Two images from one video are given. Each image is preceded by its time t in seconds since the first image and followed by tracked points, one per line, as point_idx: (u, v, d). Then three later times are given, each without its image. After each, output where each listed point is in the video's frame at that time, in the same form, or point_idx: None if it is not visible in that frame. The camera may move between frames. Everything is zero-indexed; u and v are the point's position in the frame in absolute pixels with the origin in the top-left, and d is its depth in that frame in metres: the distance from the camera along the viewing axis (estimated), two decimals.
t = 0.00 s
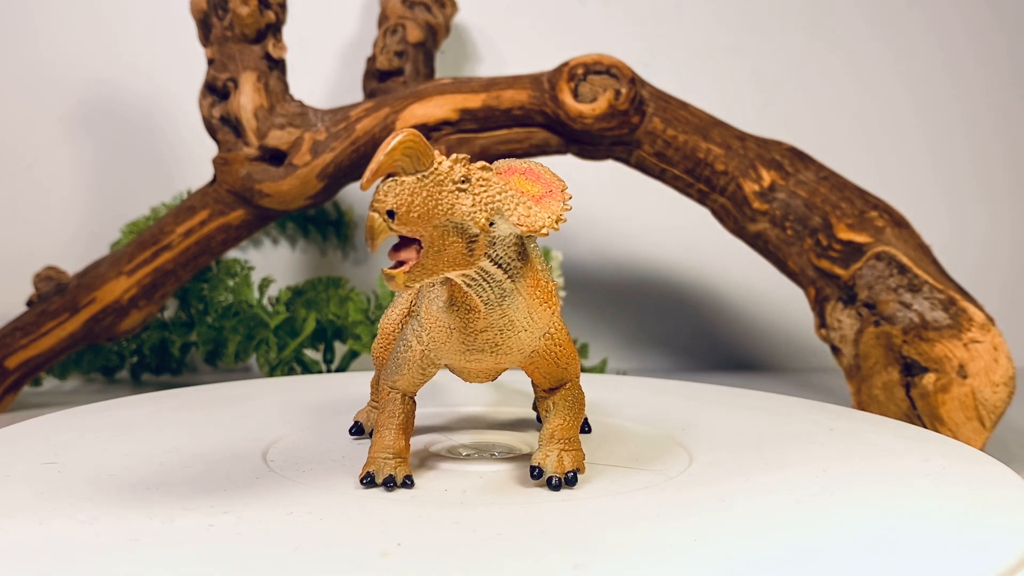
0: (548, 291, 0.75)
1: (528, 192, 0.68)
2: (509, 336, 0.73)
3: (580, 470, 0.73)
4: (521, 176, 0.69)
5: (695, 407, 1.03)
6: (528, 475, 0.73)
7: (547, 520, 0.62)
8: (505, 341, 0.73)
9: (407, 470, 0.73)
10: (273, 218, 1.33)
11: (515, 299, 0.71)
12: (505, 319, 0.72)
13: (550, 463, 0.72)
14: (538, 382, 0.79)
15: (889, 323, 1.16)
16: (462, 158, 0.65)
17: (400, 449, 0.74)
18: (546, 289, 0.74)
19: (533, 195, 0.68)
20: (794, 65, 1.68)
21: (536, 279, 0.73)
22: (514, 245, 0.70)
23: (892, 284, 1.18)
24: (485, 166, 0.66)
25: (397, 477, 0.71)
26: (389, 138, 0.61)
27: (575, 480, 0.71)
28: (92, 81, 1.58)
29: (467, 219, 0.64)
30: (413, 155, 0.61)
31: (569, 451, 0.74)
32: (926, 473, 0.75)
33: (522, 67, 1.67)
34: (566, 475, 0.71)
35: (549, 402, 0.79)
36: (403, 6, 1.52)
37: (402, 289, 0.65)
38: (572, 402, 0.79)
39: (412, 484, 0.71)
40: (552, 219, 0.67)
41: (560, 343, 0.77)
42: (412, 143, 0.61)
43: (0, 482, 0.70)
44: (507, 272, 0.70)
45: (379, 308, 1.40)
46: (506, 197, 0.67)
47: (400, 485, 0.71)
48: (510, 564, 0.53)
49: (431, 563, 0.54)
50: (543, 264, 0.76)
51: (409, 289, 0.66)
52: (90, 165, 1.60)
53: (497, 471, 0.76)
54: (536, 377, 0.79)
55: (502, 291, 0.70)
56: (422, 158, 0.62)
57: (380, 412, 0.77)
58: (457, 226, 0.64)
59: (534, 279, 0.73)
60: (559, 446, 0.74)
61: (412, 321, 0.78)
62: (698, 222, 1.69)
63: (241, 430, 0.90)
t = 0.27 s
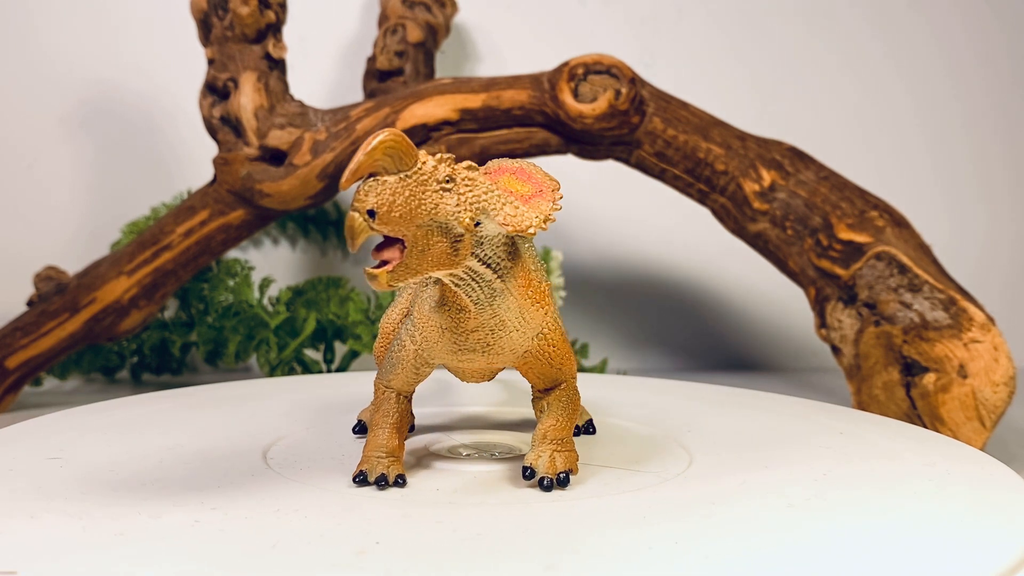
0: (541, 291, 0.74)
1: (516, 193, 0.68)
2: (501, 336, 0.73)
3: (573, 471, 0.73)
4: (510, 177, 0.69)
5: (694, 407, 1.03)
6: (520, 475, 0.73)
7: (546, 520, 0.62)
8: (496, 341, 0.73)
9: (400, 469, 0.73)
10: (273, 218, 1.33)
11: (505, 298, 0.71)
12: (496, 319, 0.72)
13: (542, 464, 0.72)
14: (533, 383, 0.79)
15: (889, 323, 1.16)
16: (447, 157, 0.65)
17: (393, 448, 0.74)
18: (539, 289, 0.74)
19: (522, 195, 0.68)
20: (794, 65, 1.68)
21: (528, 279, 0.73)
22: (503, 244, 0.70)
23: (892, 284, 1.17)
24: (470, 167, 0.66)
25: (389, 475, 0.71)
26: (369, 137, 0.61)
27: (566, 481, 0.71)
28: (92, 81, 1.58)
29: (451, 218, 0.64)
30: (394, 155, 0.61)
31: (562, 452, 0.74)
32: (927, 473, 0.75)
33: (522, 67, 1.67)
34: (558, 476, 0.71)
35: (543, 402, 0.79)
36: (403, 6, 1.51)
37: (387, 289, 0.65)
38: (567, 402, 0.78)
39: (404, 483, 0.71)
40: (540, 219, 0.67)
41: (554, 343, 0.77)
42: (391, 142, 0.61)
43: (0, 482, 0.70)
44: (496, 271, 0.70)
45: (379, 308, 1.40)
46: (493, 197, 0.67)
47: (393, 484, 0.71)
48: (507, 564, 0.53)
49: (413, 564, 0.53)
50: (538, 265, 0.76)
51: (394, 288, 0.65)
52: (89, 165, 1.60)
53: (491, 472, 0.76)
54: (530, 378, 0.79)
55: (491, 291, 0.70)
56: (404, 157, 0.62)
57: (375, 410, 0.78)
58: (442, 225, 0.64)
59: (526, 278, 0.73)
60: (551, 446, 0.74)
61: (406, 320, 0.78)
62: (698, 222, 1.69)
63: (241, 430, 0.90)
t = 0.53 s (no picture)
0: (532, 290, 0.74)
1: (504, 192, 0.69)
2: (491, 335, 0.73)
3: (565, 471, 0.73)
4: (499, 174, 0.70)
5: (694, 406, 1.03)
6: (512, 475, 0.73)
7: (548, 519, 0.62)
8: (487, 340, 0.73)
9: (394, 467, 0.73)
10: (273, 217, 1.33)
11: (495, 297, 0.71)
12: (486, 317, 0.72)
13: (533, 464, 0.72)
14: (527, 383, 0.78)
15: (889, 323, 1.17)
16: (431, 156, 0.65)
17: (386, 446, 0.74)
18: (531, 289, 0.74)
19: (509, 195, 0.69)
20: (794, 65, 1.68)
21: (519, 278, 0.73)
22: (492, 243, 0.71)
23: (892, 283, 1.18)
24: (455, 165, 0.66)
25: (381, 474, 0.72)
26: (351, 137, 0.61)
27: (558, 482, 0.70)
28: (92, 81, 1.58)
29: (435, 218, 0.65)
30: (375, 154, 0.62)
31: (553, 452, 0.74)
32: (928, 473, 0.75)
33: (522, 67, 1.67)
34: (549, 477, 0.71)
35: (537, 402, 0.78)
36: (404, 6, 1.51)
37: (371, 288, 0.65)
38: (561, 402, 0.78)
39: (397, 481, 0.72)
40: (527, 218, 0.68)
41: (548, 343, 0.76)
42: (373, 142, 0.61)
43: (1, 481, 0.70)
44: (485, 270, 0.70)
45: (379, 307, 1.40)
46: (478, 196, 0.67)
47: (385, 482, 0.71)
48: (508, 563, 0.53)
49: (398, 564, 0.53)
50: (530, 265, 0.76)
51: (378, 288, 0.66)
52: (89, 165, 1.60)
53: (482, 471, 0.76)
54: (523, 378, 0.78)
55: (480, 290, 0.71)
56: (386, 157, 0.62)
57: (370, 409, 0.78)
58: (426, 225, 0.65)
59: (515, 277, 0.73)
60: (543, 447, 0.73)
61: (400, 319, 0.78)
62: (698, 222, 1.69)
63: (242, 429, 0.90)
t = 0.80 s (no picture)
0: (523, 291, 0.74)
1: (489, 193, 0.70)
2: (482, 335, 0.73)
3: (556, 472, 0.72)
4: (488, 173, 0.72)
5: (694, 406, 1.03)
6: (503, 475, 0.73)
7: (549, 519, 0.62)
8: (477, 340, 0.73)
9: (387, 466, 0.73)
10: (273, 217, 1.32)
11: (484, 297, 0.71)
12: (476, 317, 0.72)
13: (524, 466, 0.72)
14: (520, 383, 0.78)
15: (889, 323, 1.17)
16: (416, 156, 0.66)
17: (379, 445, 0.74)
18: (522, 290, 0.74)
19: (496, 194, 0.69)
20: (794, 65, 1.68)
21: (509, 278, 0.73)
22: (481, 243, 0.70)
23: (891, 283, 1.18)
24: (440, 166, 0.67)
25: (373, 473, 0.72)
26: (333, 137, 0.62)
27: (548, 482, 0.70)
28: (92, 81, 1.58)
29: (419, 218, 0.65)
30: (356, 155, 0.62)
31: (545, 452, 0.73)
32: (929, 474, 0.75)
33: (522, 67, 1.67)
34: (540, 477, 0.70)
35: (530, 402, 0.78)
36: (404, 6, 1.51)
37: (355, 288, 0.66)
38: (553, 402, 0.77)
39: (389, 480, 0.72)
40: (513, 217, 0.68)
41: (540, 344, 0.76)
42: (354, 142, 0.62)
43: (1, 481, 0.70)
44: (473, 270, 0.70)
45: (379, 308, 1.40)
46: (464, 197, 0.68)
47: (377, 481, 0.72)
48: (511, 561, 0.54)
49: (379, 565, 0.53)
50: (522, 266, 0.76)
51: (363, 287, 0.66)
52: (88, 164, 1.60)
53: (471, 471, 0.76)
54: (516, 379, 0.78)
55: (469, 290, 0.71)
56: (368, 157, 0.63)
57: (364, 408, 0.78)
58: (410, 224, 0.65)
59: (506, 277, 0.73)
60: (535, 447, 0.73)
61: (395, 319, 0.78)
62: (698, 222, 1.69)
63: (242, 429, 0.90)
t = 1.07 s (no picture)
0: (515, 291, 0.74)
1: (477, 192, 0.70)
2: (472, 335, 0.73)
3: (547, 473, 0.72)
4: (477, 174, 0.72)
5: (695, 407, 1.03)
6: (495, 477, 0.73)
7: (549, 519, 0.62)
8: (468, 340, 0.73)
9: (380, 465, 0.74)
10: (273, 218, 1.32)
11: (474, 297, 0.71)
12: (466, 318, 0.72)
13: (515, 467, 0.71)
14: (514, 383, 0.77)
15: (889, 323, 1.16)
16: (401, 157, 0.67)
17: (373, 444, 0.75)
18: (513, 290, 0.74)
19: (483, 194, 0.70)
20: (794, 65, 1.68)
21: (500, 279, 0.73)
22: (470, 243, 0.70)
23: (891, 283, 1.18)
24: (426, 166, 0.68)
25: (366, 472, 0.72)
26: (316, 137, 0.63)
27: (540, 483, 0.70)
28: (92, 81, 1.58)
29: (403, 218, 0.66)
30: (337, 155, 0.63)
31: (536, 454, 0.73)
32: (929, 474, 0.75)
33: (522, 67, 1.67)
34: (531, 478, 0.70)
35: (523, 402, 0.77)
36: (404, 6, 1.51)
37: (339, 288, 0.66)
38: (546, 403, 0.76)
39: (382, 479, 0.72)
40: (499, 217, 0.68)
41: (532, 345, 0.75)
42: (336, 142, 0.63)
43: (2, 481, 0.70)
44: (463, 270, 0.70)
45: (379, 308, 1.40)
46: (449, 197, 0.68)
47: (370, 481, 0.72)
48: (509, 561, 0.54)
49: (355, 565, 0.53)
50: (515, 266, 0.75)
51: (348, 287, 0.67)
52: (89, 164, 1.60)
53: (465, 470, 0.76)
54: (509, 380, 0.77)
55: (459, 289, 0.71)
56: (351, 157, 0.64)
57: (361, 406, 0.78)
58: (394, 225, 0.66)
59: (497, 277, 0.72)
60: (525, 448, 0.73)
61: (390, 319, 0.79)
62: (698, 222, 1.69)
63: (242, 429, 0.90)
